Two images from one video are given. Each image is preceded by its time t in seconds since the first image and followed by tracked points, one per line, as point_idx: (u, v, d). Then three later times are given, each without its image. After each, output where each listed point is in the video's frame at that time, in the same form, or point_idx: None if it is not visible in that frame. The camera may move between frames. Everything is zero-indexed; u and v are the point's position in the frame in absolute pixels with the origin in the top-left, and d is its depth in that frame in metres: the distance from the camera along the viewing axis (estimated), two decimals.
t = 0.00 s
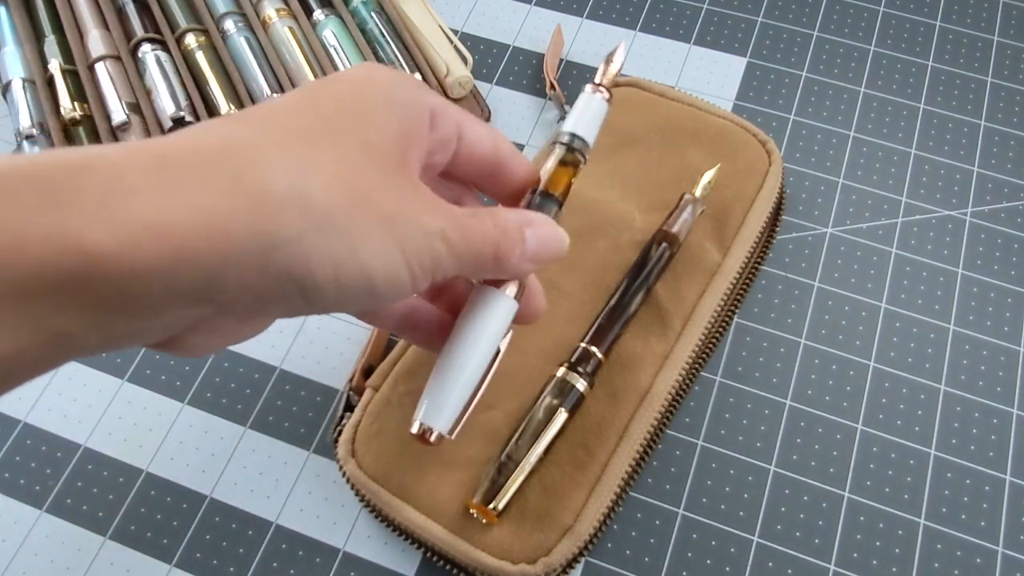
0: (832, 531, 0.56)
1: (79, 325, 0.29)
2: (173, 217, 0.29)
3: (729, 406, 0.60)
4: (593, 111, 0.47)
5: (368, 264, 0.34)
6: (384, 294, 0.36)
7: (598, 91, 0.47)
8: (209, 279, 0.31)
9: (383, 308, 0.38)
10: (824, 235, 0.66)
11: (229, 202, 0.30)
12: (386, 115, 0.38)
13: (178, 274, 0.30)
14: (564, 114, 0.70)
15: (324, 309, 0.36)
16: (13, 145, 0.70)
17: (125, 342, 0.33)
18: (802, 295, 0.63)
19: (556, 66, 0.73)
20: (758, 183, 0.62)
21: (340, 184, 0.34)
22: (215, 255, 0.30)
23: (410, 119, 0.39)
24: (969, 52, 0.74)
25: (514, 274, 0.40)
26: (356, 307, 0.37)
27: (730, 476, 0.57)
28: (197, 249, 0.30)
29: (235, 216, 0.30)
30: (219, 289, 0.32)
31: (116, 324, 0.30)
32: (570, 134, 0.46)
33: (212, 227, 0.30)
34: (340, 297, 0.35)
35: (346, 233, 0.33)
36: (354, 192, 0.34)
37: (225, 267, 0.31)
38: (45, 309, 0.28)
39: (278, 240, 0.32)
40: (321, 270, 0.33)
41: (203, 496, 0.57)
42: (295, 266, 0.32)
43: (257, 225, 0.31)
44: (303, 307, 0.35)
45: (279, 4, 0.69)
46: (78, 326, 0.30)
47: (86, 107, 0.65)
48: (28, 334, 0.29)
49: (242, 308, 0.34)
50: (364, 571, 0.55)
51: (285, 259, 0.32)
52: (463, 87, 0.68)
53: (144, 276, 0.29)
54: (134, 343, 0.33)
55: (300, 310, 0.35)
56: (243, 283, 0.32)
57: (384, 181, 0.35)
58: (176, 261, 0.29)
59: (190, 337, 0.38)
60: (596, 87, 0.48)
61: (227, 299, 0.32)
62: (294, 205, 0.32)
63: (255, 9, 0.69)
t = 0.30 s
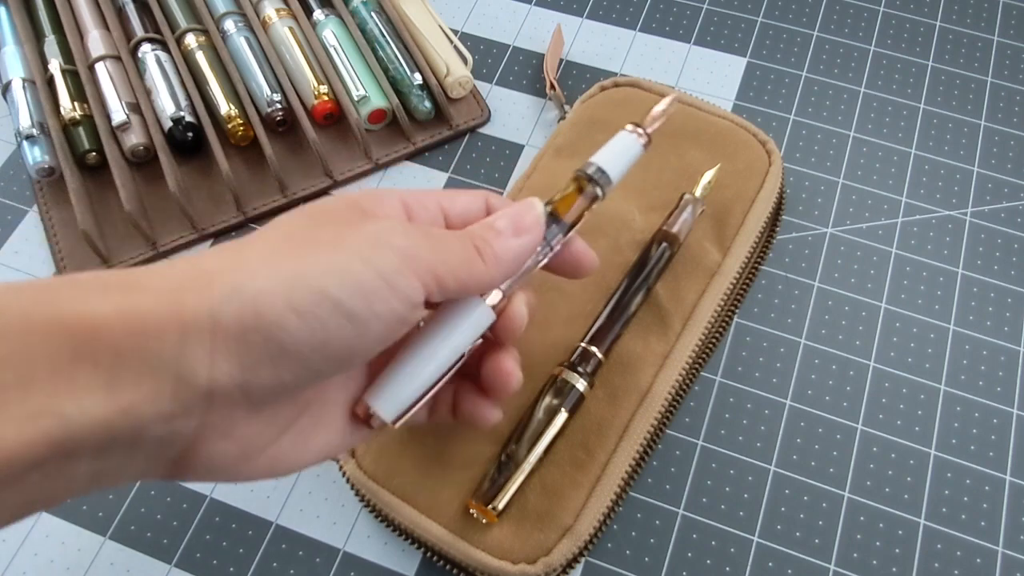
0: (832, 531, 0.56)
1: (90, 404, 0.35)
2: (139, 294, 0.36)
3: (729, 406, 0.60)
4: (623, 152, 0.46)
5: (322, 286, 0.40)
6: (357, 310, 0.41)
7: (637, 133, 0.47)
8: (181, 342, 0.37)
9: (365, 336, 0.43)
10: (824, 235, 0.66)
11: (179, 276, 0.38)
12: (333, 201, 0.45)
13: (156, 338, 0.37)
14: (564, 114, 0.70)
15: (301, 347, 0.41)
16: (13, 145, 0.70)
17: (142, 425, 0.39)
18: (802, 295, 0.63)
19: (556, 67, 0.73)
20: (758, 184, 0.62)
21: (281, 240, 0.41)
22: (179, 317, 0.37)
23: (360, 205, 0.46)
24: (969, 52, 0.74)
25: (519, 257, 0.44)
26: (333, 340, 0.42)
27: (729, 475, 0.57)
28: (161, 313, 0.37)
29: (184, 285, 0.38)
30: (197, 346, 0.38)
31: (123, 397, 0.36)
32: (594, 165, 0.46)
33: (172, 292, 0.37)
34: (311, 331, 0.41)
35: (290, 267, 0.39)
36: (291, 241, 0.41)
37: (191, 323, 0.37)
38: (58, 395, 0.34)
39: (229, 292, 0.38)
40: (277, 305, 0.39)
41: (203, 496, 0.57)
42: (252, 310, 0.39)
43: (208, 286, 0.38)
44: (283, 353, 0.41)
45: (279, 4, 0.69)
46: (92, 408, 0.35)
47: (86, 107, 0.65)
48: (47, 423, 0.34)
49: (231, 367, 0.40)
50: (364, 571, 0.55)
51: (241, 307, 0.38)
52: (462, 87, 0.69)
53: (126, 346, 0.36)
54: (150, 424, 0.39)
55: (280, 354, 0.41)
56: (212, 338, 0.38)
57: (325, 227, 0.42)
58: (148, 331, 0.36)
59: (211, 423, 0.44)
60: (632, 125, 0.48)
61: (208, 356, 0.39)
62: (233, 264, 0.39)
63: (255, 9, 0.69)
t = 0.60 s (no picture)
0: (832, 531, 0.56)
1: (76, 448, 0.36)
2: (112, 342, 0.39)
3: (729, 406, 0.60)
4: (585, 147, 0.46)
5: (273, 283, 0.41)
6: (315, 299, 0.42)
7: (597, 125, 0.46)
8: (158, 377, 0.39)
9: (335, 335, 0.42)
10: (824, 235, 0.66)
11: (150, 327, 0.41)
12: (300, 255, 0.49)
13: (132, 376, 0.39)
14: (564, 114, 0.70)
15: (274, 357, 0.42)
16: (13, 145, 0.70)
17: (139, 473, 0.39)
18: (802, 295, 0.63)
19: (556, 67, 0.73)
20: (758, 184, 0.62)
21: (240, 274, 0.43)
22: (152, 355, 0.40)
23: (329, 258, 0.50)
24: (969, 52, 0.74)
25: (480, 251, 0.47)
26: (308, 346, 0.42)
27: (730, 475, 0.57)
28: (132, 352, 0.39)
29: (153, 330, 0.41)
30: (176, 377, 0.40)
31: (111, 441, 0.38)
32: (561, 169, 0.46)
33: (143, 336, 0.40)
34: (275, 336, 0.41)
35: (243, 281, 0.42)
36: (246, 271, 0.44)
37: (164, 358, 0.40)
38: (45, 443, 0.35)
39: (192, 324, 0.41)
40: (237, 317, 0.41)
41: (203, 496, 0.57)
42: (217, 329, 0.41)
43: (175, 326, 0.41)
44: (262, 369, 0.42)
45: (279, 4, 0.69)
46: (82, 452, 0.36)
47: (86, 107, 0.65)
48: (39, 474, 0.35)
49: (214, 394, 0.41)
50: (364, 572, 0.55)
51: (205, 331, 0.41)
52: (462, 87, 0.69)
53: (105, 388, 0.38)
54: (148, 471, 0.39)
55: (257, 369, 0.42)
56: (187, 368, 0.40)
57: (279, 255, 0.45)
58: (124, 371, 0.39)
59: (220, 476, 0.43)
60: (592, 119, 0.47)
61: (188, 386, 0.40)
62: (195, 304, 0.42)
63: (255, 9, 0.69)
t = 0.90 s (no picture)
0: (832, 532, 0.56)
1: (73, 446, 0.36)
2: (111, 342, 0.40)
3: (729, 406, 0.60)
4: (577, 146, 0.46)
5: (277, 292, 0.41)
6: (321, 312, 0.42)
7: (587, 126, 0.46)
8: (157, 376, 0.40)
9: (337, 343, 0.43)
10: (824, 235, 0.66)
11: (150, 328, 0.41)
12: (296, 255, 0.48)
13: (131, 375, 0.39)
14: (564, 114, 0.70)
15: (275, 362, 0.42)
16: (13, 145, 0.70)
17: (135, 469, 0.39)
18: (802, 295, 0.63)
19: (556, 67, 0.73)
20: (758, 184, 0.62)
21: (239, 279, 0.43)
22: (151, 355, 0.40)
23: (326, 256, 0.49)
24: (969, 52, 0.74)
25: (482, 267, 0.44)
26: (310, 352, 0.42)
27: (730, 475, 0.57)
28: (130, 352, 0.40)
29: (153, 330, 0.41)
30: (174, 376, 0.40)
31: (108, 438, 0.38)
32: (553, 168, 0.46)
33: (142, 337, 0.40)
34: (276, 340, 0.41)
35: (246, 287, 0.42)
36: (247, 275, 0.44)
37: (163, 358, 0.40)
38: (40, 440, 0.35)
39: (193, 326, 0.41)
40: (240, 322, 0.41)
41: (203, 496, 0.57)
42: (219, 333, 0.41)
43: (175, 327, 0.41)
44: (264, 374, 0.42)
45: (279, 4, 0.69)
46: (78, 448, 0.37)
47: (86, 107, 0.65)
48: (34, 469, 0.35)
49: (213, 394, 0.41)
50: (364, 572, 0.55)
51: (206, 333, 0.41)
52: (462, 87, 0.69)
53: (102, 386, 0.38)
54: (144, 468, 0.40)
55: (257, 373, 0.42)
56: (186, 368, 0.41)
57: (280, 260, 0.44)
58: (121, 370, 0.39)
59: (217, 473, 0.43)
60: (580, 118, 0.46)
61: (186, 385, 0.41)
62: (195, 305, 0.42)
63: (256, 9, 0.69)
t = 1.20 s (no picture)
0: (832, 532, 0.56)
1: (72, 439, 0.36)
2: (112, 334, 0.39)
3: (729, 406, 0.60)
4: (589, 151, 0.47)
5: (283, 287, 0.41)
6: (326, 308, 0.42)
7: (598, 128, 0.47)
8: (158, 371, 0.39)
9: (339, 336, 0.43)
10: (824, 235, 0.66)
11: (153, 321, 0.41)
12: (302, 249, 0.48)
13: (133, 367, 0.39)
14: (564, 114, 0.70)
15: (278, 358, 0.42)
16: (13, 145, 0.70)
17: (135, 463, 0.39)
18: (802, 295, 0.63)
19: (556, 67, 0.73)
20: (758, 184, 0.62)
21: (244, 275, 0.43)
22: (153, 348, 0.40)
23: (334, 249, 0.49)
24: (969, 52, 0.74)
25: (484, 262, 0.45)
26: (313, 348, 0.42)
27: (730, 476, 0.57)
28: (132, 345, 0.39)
29: (157, 323, 0.41)
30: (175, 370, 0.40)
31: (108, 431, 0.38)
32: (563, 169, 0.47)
33: (145, 329, 0.40)
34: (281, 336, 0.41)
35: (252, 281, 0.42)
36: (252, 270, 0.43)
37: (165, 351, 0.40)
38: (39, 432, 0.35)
39: (196, 319, 0.41)
40: (243, 316, 0.41)
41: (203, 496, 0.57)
42: (221, 327, 0.41)
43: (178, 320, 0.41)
44: (268, 372, 0.42)
45: (279, 4, 0.69)
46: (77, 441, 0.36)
47: (86, 106, 0.65)
48: (32, 461, 0.35)
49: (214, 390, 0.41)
50: (365, 572, 0.55)
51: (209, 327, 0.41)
52: (462, 87, 0.69)
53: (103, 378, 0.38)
54: (144, 461, 0.39)
55: (259, 368, 0.42)
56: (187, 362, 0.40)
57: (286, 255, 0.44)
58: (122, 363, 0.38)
59: (218, 468, 0.43)
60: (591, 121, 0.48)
61: (188, 379, 0.40)
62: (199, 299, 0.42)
63: (256, 9, 0.69)
